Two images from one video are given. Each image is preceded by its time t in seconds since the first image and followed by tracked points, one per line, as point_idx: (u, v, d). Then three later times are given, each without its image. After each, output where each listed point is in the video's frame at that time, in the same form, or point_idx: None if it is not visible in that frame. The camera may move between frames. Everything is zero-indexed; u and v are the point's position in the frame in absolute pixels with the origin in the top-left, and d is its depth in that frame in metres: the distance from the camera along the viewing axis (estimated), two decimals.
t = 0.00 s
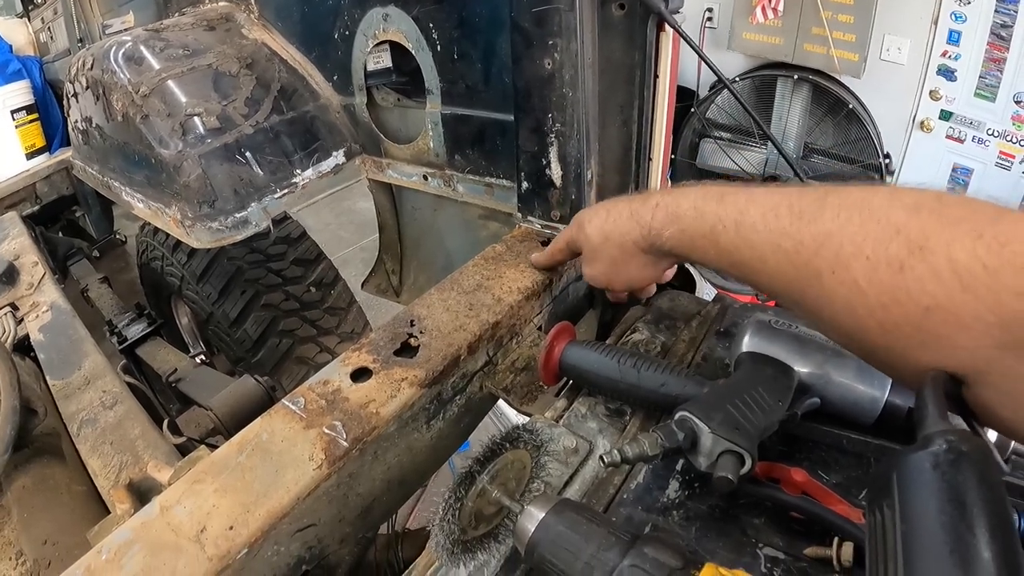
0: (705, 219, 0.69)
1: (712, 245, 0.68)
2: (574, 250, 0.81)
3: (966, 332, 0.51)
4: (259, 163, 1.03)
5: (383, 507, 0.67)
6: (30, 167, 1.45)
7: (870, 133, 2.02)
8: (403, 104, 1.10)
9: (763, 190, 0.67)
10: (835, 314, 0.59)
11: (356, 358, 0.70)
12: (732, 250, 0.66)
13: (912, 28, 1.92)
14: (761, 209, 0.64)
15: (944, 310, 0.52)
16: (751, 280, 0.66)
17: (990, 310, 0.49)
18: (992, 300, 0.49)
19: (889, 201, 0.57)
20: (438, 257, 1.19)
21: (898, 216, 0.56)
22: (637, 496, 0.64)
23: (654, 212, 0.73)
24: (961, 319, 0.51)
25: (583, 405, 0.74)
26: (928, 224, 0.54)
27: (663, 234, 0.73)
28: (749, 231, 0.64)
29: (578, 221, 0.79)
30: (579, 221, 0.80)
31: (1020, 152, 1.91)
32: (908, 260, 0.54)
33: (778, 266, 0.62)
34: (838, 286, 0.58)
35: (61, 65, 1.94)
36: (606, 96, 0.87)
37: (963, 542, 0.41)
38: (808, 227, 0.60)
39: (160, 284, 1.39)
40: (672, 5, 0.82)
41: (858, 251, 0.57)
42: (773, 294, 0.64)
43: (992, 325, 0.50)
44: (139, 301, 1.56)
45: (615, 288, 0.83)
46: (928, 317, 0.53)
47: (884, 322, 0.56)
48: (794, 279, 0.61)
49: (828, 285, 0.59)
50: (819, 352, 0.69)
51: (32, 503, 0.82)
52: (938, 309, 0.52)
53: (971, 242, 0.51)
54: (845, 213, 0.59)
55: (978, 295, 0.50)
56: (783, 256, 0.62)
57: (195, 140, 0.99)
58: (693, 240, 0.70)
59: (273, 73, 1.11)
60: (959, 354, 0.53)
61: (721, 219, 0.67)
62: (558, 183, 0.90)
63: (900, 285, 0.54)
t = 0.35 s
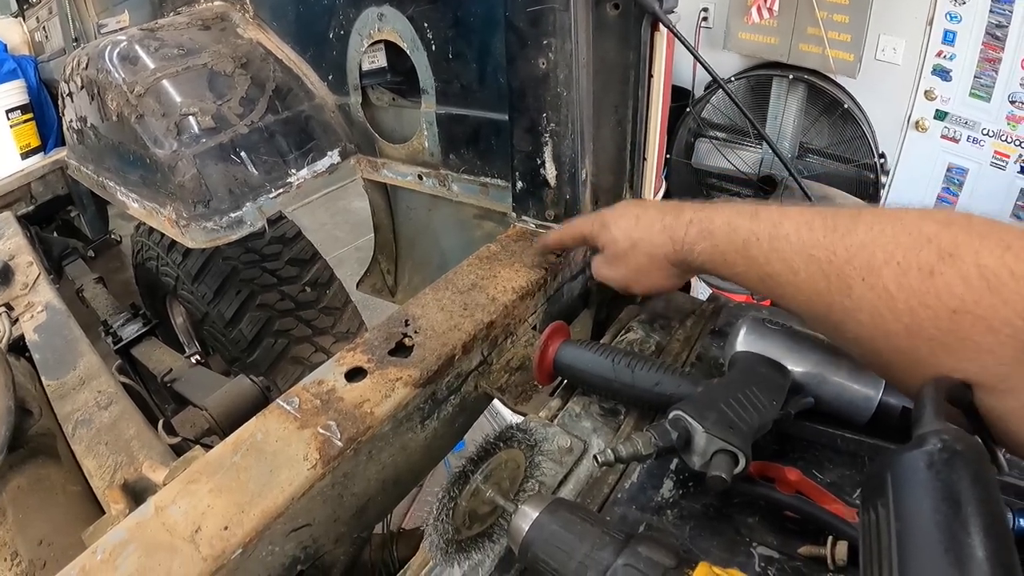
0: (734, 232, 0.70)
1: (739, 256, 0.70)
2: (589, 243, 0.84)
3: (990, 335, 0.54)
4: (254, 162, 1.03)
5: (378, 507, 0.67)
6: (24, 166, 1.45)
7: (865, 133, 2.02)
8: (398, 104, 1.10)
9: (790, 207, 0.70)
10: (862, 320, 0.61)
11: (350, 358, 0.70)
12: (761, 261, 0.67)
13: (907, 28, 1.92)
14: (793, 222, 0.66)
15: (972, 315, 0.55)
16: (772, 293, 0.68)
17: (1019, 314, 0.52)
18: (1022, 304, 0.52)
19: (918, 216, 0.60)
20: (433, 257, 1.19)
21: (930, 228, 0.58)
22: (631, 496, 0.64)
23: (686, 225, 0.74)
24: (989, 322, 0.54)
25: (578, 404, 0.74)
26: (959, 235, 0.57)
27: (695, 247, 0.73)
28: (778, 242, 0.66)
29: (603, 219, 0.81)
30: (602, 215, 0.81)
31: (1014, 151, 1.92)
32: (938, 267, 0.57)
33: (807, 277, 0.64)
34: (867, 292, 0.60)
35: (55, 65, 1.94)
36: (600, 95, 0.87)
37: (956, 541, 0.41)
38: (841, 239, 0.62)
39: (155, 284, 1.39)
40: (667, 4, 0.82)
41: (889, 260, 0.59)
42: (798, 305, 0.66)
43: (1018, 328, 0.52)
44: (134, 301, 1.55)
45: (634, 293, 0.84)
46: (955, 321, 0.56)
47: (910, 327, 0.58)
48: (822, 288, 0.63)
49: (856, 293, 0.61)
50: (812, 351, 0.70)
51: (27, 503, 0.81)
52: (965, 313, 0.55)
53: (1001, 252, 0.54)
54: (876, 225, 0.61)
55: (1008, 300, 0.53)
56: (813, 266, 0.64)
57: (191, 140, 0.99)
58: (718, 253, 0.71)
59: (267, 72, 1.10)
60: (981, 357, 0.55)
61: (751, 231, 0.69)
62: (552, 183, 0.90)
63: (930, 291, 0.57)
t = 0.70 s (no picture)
0: (718, 227, 0.71)
1: (724, 252, 0.71)
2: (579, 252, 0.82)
3: (983, 335, 0.53)
4: (247, 159, 1.03)
5: (372, 505, 0.67)
6: (16, 163, 1.43)
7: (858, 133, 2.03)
8: (392, 101, 1.09)
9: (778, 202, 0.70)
10: (850, 319, 0.62)
11: (344, 356, 0.70)
12: (747, 258, 0.68)
13: (901, 28, 1.92)
14: (778, 219, 0.67)
15: (962, 311, 0.54)
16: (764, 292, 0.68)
17: (1009, 310, 0.52)
18: (1012, 300, 0.51)
19: (907, 212, 0.60)
20: (427, 255, 1.19)
21: (918, 224, 0.59)
22: (626, 495, 0.64)
23: (667, 222, 0.75)
24: (980, 320, 0.53)
25: (572, 403, 0.74)
26: (948, 231, 0.57)
27: (677, 243, 0.74)
28: (764, 239, 0.67)
29: (587, 224, 0.80)
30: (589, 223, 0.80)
31: (1007, 153, 1.92)
32: (927, 264, 0.57)
33: (793, 273, 0.65)
34: (855, 289, 0.61)
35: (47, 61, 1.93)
36: (595, 93, 0.87)
37: (954, 542, 0.41)
38: (827, 235, 0.63)
39: (148, 281, 1.38)
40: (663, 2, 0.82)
41: (876, 257, 0.60)
42: (785, 301, 0.66)
43: (1010, 326, 0.52)
44: (127, 299, 1.54)
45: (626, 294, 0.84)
46: (946, 319, 0.55)
47: (900, 325, 0.58)
48: (809, 285, 0.64)
49: (844, 289, 0.61)
50: (807, 349, 0.70)
51: (18, 503, 0.81)
52: (956, 310, 0.55)
53: (991, 247, 0.54)
54: (863, 221, 0.62)
55: (998, 296, 0.52)
56: (799, 263, 0.64)
57: (183, 136, 0.98)
58: (703, 248, 0.72)
59: (261, 69, 1.09)
60: (974, 354, 0.54)
61: (736, 228, 0.70)
62: (547, 181, 0.90)
63: (919, 287, 0.57)
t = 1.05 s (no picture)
0: (723, 218, 0.71)
1: (727, 243, 0.70)
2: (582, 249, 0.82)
3: (984, 329, 0.54)
4: (241, 156, 1.02)
5: (365, 504, 0.67)
6: (8, 159, 1.42)
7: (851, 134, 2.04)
8: (387, 99, 1.09)
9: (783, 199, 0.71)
10: (852, 310, 0.62)
11: (337, 355, 0.70)
12: (751, 249, 0.68)
13: (896, 30, 1.94)
14: (784, 212, 0.67)
15: (964, 305, 0.55)
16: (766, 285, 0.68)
17: (1010, 306, 0.53)
18: (1014, 295, 0.52)
19: (913, 211, 0.61)
20: (420, 254, 1.19)
21: (924, 221, 0.59)
22: (619, 494, 0.64)
23: (672, 214, 0.75)
24: (981, 314, 0.54)
25: (565, 403, 0.74)
26: (953, 228, 0.58)
27: (680, 235, 0.74)
28: (769, 231, 0.67)
29: (591, 219, 0.80)
30: (591, 218, 0.80)
31: (999, 155, 1.93)
32: (932, 258, 0.57)
33: (799, 264, 0.65)
34: (860, 281, 0.61)
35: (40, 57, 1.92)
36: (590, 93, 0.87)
37: (947, 542, 0.41)
38: (834, 228, 0.64)
39: (140, 279, 1.37)
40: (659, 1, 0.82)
41: (882, 250, 0.60)
42: (788, 293, 0.67)
43: (1008, 320, 0.53)
44: (119, 297, 1.53)
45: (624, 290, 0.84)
46: (948, 312, 0.56)
47: (902, 317, 0.59)
48: (813, 277, 0.64)
49: (848, 282, 0.62)
50: (799, 348, 0.70)
51: (10, 501, 0.81)
52: (958, 304, 0.55)
53: (994, 245, 0.54)
54: (869, 217, 0.63)
55: (1001, 291, 0.53)
56: (804, 255, 0.65)
57: (177, 134, 0.98)
58: (705, 239, 0.72)
59: (255, 66, 1.09)
60: (975, 349, 0.55)
61: (742, 219, 0.70)
62: (541, 180, 0.90)
63: (924, 281, 0.57)
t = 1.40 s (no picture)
0: (713, 224, 0.71)
1: (718, 249, 0.70)
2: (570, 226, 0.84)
3: (977, 337, 0.54)
4: (240, 154, 1.02)
5: (363, 503, 0.67)
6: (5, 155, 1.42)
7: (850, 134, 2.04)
8: (386, 97, 1.09)
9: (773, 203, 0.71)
10: (843, 318, 0.62)
11: (336, 353, 0.70)
12: (743, 255, 0.68)
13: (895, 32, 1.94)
14: (775, 218, 0.67)
15: (956, 313, 0.55)
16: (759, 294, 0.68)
17: (1003, 315, 0.53)
18: (1006, 303, 0.53)
19: (903, 216, 0.61)
20: (419, 253, 1.19)
21: (915, 227, 0.60)
22: (619, 494, 0.64)
23: (664, 217, 0.75)
24: (972, 322, 0.54)
25: (565, 401, 0.74)
26: (944, 235, 0.58)
27: (672, 239, 0.74)
28: (760, 237, 0.67)
29: (581, 204, 0.81)
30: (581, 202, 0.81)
31: (998, 157, 1.94)
32: (923, 265, 0.58)
33: (790, 272, 0.65)
34: (851, 289, 0.61)
35: (39, 53, 1.91)
36: (590, 92, 0.87)
37: (948, 541, 0.41)
38: (824, 235, 0.64)
39: (139, 276, 1.37)
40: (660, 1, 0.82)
41: (872, 258, 0.60)
42: (779, 301, 0.67)
43: (1001, 329, 0.53)
44: (116, 295, 1.53)
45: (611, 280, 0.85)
46: (940, 319, 0.56)
47: (895, 325, 0.59)
48: (804, 284, 0.64)
49: (839, 290, 0.62)
50: (798, 347, 0.70)
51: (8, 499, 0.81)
52: (950, 311, 0.56)
53: (986, 251, 0.55)
54: (860, 223, 0.63)
55: (993, 299, 0.53)
56: (795, 262, 0.65)
57: (176, 131, 0.97)
58: (695, 245, 0.72)
59: (255, 63, 1.09)
60: (964, 356, 0.56)
61: (733, 226, 0.69)
62: (541, 178, 0.90)
63: (913, 288, 0.57)
